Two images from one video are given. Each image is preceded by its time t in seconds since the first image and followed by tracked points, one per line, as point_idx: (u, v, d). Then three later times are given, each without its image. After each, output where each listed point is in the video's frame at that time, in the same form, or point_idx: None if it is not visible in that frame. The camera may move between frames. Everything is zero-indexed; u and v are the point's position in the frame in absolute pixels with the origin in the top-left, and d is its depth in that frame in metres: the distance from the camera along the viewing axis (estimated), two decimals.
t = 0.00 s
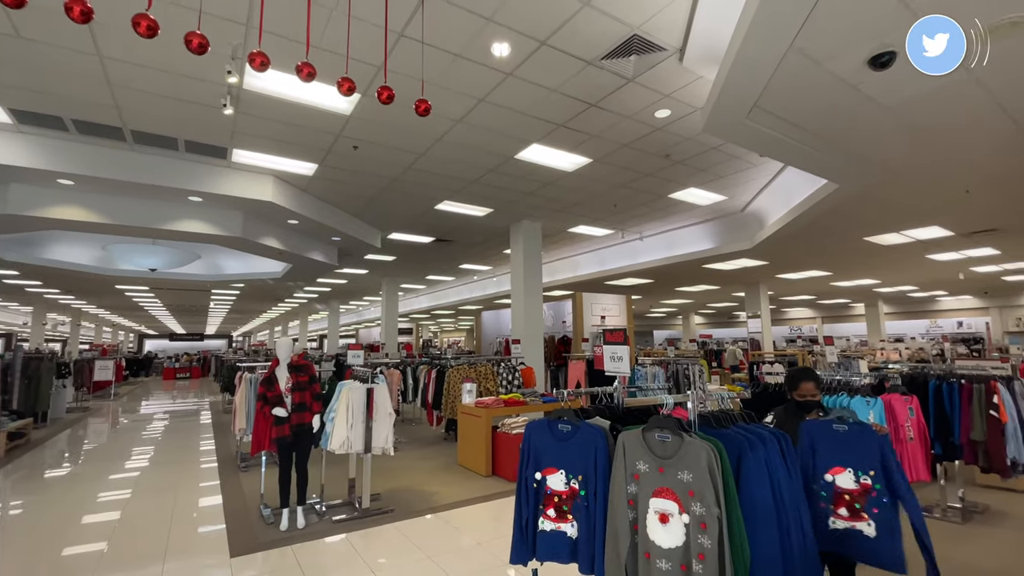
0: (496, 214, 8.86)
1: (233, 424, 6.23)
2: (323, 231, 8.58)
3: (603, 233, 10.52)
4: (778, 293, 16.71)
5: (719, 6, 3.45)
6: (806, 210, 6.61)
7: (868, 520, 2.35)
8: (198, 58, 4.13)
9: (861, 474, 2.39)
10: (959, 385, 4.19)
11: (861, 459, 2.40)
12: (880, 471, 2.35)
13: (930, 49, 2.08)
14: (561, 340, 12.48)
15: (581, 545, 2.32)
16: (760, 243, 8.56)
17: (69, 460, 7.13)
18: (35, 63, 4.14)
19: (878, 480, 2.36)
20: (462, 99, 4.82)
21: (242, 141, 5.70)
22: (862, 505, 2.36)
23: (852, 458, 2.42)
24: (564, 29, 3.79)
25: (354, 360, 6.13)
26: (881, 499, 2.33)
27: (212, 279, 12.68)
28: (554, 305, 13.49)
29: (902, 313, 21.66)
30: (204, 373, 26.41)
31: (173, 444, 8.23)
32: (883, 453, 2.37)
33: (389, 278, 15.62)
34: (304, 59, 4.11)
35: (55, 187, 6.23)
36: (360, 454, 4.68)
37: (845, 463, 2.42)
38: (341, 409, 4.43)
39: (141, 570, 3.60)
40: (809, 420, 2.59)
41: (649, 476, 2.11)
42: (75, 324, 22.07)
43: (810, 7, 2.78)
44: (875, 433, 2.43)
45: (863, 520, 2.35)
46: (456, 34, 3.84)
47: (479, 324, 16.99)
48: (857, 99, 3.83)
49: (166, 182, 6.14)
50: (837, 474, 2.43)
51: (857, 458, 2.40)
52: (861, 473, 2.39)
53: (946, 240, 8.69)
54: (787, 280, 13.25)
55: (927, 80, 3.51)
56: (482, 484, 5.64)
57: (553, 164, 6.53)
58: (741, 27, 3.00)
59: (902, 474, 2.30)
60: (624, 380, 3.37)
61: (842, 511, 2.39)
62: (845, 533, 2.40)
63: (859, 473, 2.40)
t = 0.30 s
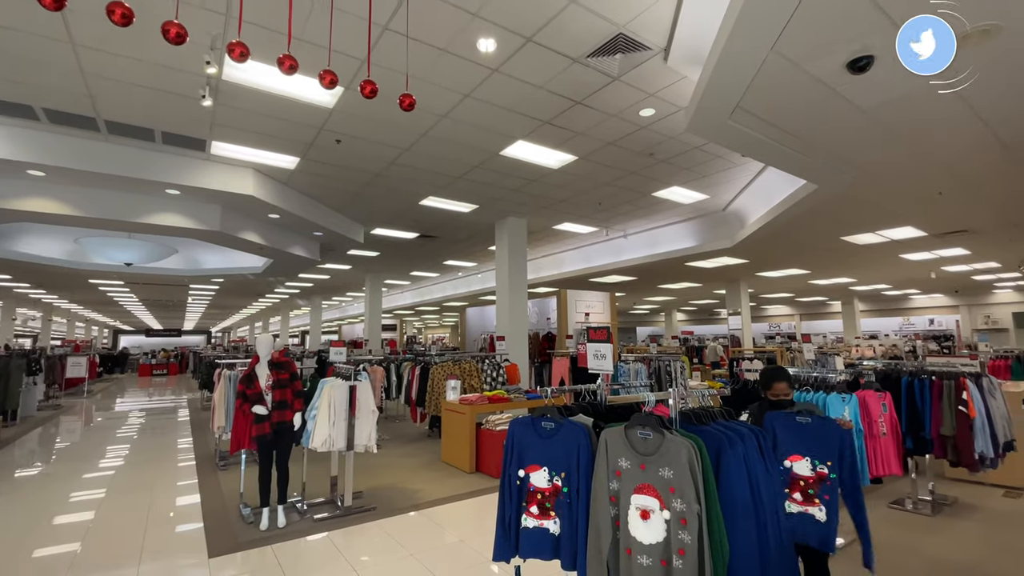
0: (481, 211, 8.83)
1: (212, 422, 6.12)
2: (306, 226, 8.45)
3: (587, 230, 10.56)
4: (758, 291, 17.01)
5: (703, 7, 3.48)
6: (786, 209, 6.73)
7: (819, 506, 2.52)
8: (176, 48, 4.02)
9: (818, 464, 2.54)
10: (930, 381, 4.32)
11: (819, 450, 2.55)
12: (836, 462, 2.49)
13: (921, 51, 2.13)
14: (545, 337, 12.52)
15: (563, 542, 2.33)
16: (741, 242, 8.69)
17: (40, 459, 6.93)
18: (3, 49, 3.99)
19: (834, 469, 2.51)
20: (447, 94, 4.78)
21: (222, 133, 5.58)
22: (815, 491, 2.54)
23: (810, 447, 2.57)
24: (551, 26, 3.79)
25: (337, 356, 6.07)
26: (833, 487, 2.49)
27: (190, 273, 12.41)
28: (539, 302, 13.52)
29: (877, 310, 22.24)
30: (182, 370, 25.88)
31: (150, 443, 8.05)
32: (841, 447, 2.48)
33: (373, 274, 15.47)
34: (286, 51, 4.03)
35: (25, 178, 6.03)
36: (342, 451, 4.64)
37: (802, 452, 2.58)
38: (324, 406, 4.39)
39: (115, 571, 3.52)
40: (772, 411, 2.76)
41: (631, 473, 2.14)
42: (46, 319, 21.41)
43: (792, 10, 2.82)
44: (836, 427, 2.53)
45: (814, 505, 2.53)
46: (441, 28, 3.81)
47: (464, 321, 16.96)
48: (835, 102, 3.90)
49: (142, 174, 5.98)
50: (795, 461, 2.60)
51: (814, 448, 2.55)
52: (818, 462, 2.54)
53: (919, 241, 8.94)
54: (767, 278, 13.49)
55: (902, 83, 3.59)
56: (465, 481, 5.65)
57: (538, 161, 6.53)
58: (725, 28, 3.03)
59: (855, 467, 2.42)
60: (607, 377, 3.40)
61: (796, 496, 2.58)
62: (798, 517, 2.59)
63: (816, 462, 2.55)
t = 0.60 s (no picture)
0: (465, 207, 8.79)
1: (189, 420, 5.99)
2: (287, 220, 8.31)
3: (572, 227, 10.60)
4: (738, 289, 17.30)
5: (687, 7, 3.50)
6: (766, 209, 6.85)
7: (796, 498, 2.61)
8: (152, 36, 3.91)
9: (793, 457, 2.63)
10: (902, 377, 4.44)
11: (792, 444, 2.65)
12: (807, 454, 2.63)
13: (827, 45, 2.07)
14: (529, 334, 12.54)
15: (546, 537, 2.34)
16: (722, 241, 8.82)
17: (7, 459, 6.69)
18: None
19: (805, 461, 2.64)
20: (431, 88, 4.74)
21: (199, 124, 5.44)
22: (793, 485, 2.61)
23: (784, 443, 2.65)
24: (536, 22, 3.77)
25: (318, 353, 5.98)
26: (808, 477, 2.62)
27: (166, 268, 12.12)
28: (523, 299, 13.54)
29: (852, 308, 22.83)
30: (158, 366, 25.28)
31: (124, 441, 7.85)
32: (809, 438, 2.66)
33: (356, 270, 15.29)
34: (266, 41, 3.94)
35: None
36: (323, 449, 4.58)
37: (781, 449, 2.63)
38: (304, 404, 4.32)
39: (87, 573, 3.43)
40: (748, 411, 2.77)
41: (613, 469, 2.15)
42: (14, 314, 20.69)
43: (774, 11, 2.86)
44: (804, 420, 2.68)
45: (793, 497, 2.61)
46: (426, 22, 3.76)
47: (448, 317, 16.89)
48: (815, 103, 3.97)
49: (115, 165, 5.80)
50: (774, 458, 2.64)
51: (789, 443, 2.64)
52: (793, 456, 2.63)
53: (893, 241, 9.19)
54: (747, 276, 13.72)
55: (880, 86, 3.67)
56: (448, 478, 5.63)
57: (524, 158, 6.52)
58: (708, 29, 3.05)
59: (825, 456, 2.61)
60: (590, 374, 3.42)
61: (777, 492, 2.61)
62: (778, 512, 2.63)
63: (791, 456, 2.64)
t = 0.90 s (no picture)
0: (449, 204, 8.74)
1: (164, 419, 5.84)
2: (267, 216, 8.16)
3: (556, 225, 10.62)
4: (719, 288, 17.57)
5: (671, 8, 3.52)
6: (747, 209, 6.95)
7: (776, 487, 2.67)
8: (127, 24, 3.79)
9: (772, 447, 2.69)
10: (876, 374, 4.56)
11: (772, 434, 2.71)
12: (785, 444, 2.69)
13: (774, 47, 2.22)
14: (513, 332, 12.54)
15: (528, 535, 2.34)
16: (703, 240, 8.94)
17: None
18: None
19: (782, 450, 2.69)
20: (415, 83, 4.69)
21: (176, 116, 5.30)
22: (772, 473, 2.68)
23: (765, 433, 2.71)
24: (522, 19, 3.76)
25: (299, 351, 5.89)
26: (785, 467, 2.68)
27: (142, 263, 11.78)
28: (508, 296, 13.53)
29: (828, 307, 23.39)
30: (132, 365, 24.64)
31: (96, 441, 7.64)
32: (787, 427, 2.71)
33: (338, 267, 15.10)
34: (245, 32, 3.85)
35: None
36: (302, 448, 4.51)
37: (762, 438, 2.70)
38: (284, 402, 4.26)
39: None
40: (728, 405, 2.84)
41: (595, 466, 2.17)
42: None
43: (756, 14, 2.89)
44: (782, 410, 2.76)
45: (772, 486, 2.67)
46: (410, 16, 3.72)
47: (431, 315, 16.80)
48: (795, 105, 4.03)
49: (87, 157, 5.62)
50: (756, 449, 2.69)
51: (769, 433, 2.70)
52: (773, 445, 2.69)
53: (869, 242, 9.42)
54: (727, 275, 13.92)
55: (857, 88, 3.74)
56: (430, 476, 5.60)
57: (508, 155, 6.50)
58: (691, 30, 3.08)
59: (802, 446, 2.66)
60: (573, 371, 3.42)
61: (758, 481, 2.67)
62: (759, 502, 2.67)
63: (770, 446, 2.70)
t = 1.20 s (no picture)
0: (434, 202, 8.70)
1: (139, 420, 5.71)
2: (247, 212, 8.01)
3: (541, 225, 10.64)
4: (701, 288, 17.80)
5: (654, 10, 3.55)
6: (728, 210, 7.06)
7: (763, 478, 2.75)
8: (102, 15, 3.69)
9: (753, 441, 2.76)
10: (851, 372, 4.67)
11: (753, 429, 2.78)
12: (765, 434, 2.81)
13: (770, 47, 2.75)
14: (498, 331, 12.53)
15: (510, 533, 2.35)
16: (685, 240, 9.05)
17: None
18: None
19: (762, 443, 2.79)
20: (400, 80, 4.65)
21: (153, 109, 5.18)
22: (758, 467, 2.75)
23: (746, 429, 2.77)
24: (507, 17, 3.75)
25: (279, 350, 5.81)
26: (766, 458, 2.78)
27: (117, 260, 11.48)
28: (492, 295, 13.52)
29: (806, 307, 23.88)
30: (106, 364, 23.98)
31: (68, 442, 7.43)
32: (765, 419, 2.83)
33: (320, 265, 14.92)
34: (225, 25, 3.78)
35: None
36: (282, 448, 4.45)
37: (745, 435, 2.74)
38: (264, 402, 4.19)
39: None
40: (709, 405, 2.87)
41: (577, 464, 2.18)
42: None
43: (737, 19, 2.94)
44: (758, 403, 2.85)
45: (760, 479, 2.74)
46: (395, 12, 3.69)
47: (415, 314, 16.70)
48: (775, 108, 4.11)
49: (59, 151, 5.45)
50: (740, 445, 2.73)
51: (750, 428, 2.77)
52: (754, 440, 2.76)
53: (846, 243, 9.65)
54: (709, 275, 14.11)
55: (835, 92, 3.83)
56: (413, 475, 5.57)
57: (493, 154, 6.49)
58: (674, 33, 3.12)
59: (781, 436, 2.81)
60: (557, 370, 3.43)
61: (748, 476, 2.71)
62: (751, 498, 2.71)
63: (752, 440, 2.77)
